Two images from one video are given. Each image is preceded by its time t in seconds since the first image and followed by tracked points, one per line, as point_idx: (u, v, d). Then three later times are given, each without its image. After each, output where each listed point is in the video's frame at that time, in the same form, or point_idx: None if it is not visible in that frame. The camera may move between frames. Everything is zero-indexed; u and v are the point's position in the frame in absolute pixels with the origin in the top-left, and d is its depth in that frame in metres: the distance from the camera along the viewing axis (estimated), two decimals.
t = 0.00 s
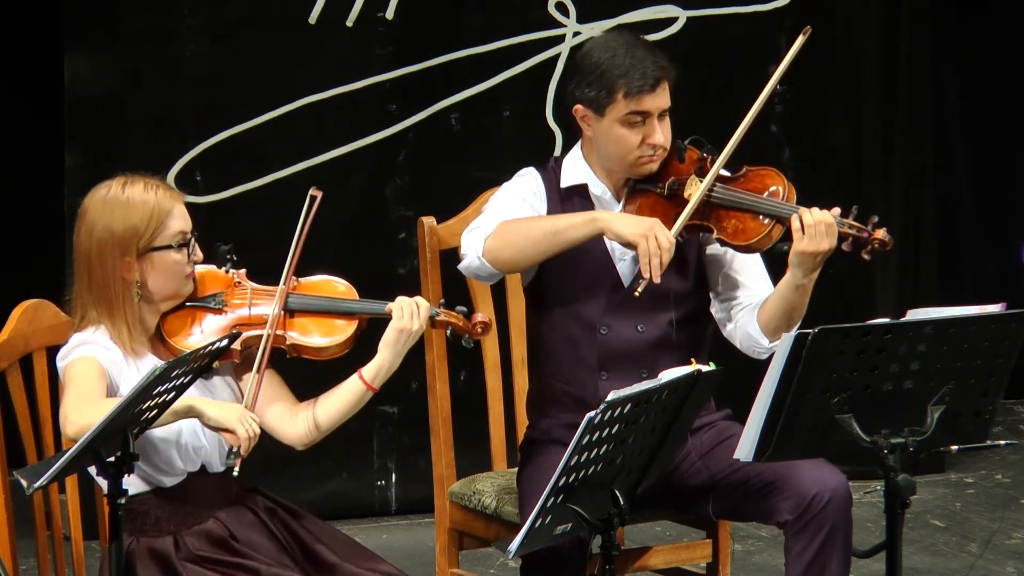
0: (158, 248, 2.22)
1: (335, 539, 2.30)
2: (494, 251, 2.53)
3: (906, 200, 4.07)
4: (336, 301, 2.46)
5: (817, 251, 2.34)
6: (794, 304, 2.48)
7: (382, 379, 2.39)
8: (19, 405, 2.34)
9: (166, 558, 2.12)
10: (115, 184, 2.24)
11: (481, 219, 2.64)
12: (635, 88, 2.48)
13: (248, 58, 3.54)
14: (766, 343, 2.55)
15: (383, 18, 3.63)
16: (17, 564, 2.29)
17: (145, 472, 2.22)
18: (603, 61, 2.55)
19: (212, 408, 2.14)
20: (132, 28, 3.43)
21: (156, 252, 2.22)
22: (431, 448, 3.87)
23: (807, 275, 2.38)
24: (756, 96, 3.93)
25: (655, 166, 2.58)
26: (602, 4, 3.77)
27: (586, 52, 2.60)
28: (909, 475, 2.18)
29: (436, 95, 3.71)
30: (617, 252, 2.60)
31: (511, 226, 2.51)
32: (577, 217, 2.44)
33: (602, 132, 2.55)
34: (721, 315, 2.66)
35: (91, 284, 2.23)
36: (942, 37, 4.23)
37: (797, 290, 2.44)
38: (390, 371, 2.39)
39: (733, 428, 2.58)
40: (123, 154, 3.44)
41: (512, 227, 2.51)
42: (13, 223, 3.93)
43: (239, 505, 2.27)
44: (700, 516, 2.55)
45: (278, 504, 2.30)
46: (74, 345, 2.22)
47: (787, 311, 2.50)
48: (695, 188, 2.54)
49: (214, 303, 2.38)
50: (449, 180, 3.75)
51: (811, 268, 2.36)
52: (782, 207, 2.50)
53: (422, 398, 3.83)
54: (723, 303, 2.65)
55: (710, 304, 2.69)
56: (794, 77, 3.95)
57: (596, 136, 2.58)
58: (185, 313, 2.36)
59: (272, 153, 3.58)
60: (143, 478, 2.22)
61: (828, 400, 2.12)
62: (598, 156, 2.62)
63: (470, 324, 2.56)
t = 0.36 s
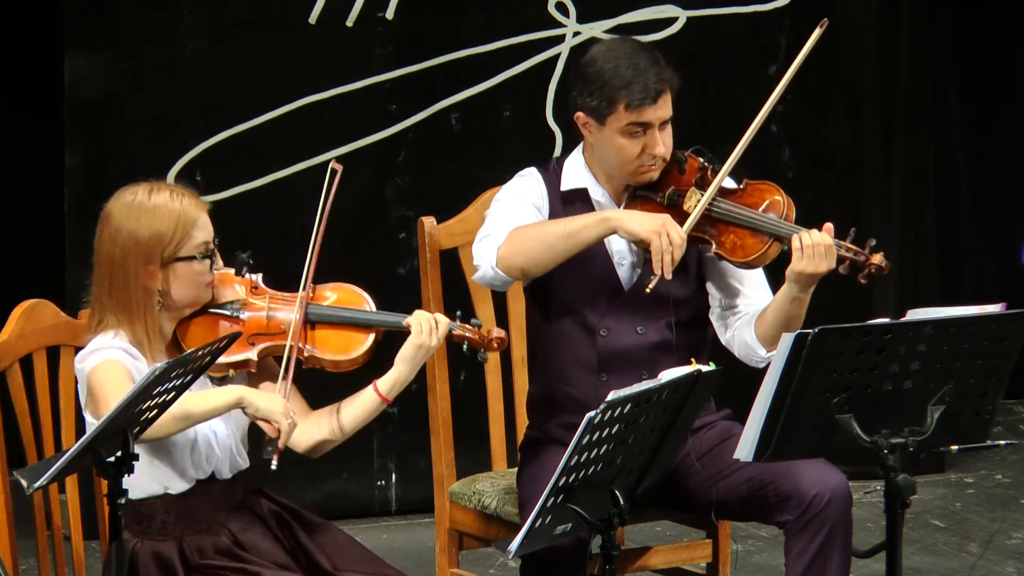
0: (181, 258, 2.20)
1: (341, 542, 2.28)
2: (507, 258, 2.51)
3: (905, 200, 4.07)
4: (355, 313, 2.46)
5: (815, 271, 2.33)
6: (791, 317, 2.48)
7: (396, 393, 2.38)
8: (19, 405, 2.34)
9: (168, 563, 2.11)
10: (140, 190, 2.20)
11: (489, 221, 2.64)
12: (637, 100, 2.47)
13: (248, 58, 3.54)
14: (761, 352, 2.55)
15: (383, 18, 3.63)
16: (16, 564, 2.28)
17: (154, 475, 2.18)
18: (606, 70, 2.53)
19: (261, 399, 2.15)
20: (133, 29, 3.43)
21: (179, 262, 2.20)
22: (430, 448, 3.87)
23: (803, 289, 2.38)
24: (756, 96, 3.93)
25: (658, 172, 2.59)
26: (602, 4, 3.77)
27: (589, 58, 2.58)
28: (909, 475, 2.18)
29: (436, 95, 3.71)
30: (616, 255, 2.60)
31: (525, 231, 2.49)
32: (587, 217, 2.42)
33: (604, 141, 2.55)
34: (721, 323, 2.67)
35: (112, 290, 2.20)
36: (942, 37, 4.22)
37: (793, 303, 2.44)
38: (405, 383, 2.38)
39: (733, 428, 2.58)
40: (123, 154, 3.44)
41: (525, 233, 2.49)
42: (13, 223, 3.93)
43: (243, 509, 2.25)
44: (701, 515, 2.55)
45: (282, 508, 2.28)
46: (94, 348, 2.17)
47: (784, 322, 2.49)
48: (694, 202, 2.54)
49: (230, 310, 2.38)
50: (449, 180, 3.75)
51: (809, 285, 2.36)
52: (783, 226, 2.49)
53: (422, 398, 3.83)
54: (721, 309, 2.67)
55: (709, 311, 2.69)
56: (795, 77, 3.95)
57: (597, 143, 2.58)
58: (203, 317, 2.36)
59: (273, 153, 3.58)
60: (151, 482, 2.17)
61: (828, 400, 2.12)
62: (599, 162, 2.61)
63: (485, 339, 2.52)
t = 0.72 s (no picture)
0: (199, 275, 2.19)
1: (345, 541, 2.27)
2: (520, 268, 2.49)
3: (905, 199, 4.07)
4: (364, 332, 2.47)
5: (811, 285, 2.32)
6: (787, 326, 2.50)
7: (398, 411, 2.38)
8: (19, 406, 2.34)
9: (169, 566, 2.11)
10: (162, 204, 2.20)
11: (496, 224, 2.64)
12: (634, 112, 2.46)
13: (248, 58, 3.54)
14: (759, 359, 2.58)
15: (383, 18, 3.63)
16: (17, 564, 2.28)
17: (159, 484, 2.18)
18: (604, 80, 2.53)
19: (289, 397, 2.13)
20: (133, 29, 3.43)
21: (196, 279, 2.19)
22: (430, 448, 3.87)
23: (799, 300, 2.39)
24: (756, 97, 3.93)
25: (655, 180, 2.60)
26: (602, 4, 3.77)
27: (588, 66, 2.57)
28: (909, 475, 2.18)
29: (436, 95, 3.71)
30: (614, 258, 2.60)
31: (535, 240, 2.47)
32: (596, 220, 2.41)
33: (602, 150, 2.55)
34: (718, 330, 2.67)
35: (129, 303, 2.18)
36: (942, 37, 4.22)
37: (790, 315, 2.47)
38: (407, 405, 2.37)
39: (733, 428, 2.59)
40: (123, 154, 3.44)
41: (536, 243, 2.47)
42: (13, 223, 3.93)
43: (242, 511, 2.23)
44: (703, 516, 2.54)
45: (281, 506, 2.26)
46: (109, 361, 2.17)
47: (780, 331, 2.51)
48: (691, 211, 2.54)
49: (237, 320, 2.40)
50: (449, 180, 3.75)
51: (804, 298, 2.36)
52: (780, 238, 2.47)
53: (422, 398, 3.83)
54: (723, 317, 2.65)
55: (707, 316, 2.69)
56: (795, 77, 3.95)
57: (594, 150, 2.58)
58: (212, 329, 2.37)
59: (272, 153, 3.58)
60: (155, 490, 2.18)
61: (828, 400, 2.12)
62: (597, 167, 2.62)
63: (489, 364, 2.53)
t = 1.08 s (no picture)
0: (194, 270, 2.19)
1: (344, 542, 2.27)
2: (508, 282, 2.50)
3: (905, 199, 4.07)
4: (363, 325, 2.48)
5: (804, 286, 2.32)
6: (783, 327, 2.49)
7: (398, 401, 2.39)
8: (18, 406, 2.34)
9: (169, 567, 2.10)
10: (155, 201, 2.20)
11: (488, 232, 2.64)
12: (627, 104, 2.47)
13: (248, 58, 3.54)
14: (757, 359, 2.57)
15: (383, 18, 3.63)
16: (17, 564, 2.28)
17: (161, 484, 2.17)
18: (596, 76, 2.54)
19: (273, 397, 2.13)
20: (133, 29, 3.43)
21: (192, 274, 2.19)
22: (430, 448, 3.87)
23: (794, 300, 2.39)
24: (756, 97, 3.93)
25: (650, 177, 2.58)
26: (602, 4, 3.77)
27: (580, 65, 2.59)
28: (909, 475, 2.18)
29: (437, 95, 3.71)
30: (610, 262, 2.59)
31: (523, 252, 2.47)
32: (583, 233, 2.42)
33: (596, 147, 2.55)
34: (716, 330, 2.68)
35: (125, 302, 2.18)
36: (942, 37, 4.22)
37: (786, 314, 2.46)
38: (407, 393, 2.38)
39: (732, 428, 2.58)
40: (123, 154, 3.44)
41: (524, 254, 2.47)
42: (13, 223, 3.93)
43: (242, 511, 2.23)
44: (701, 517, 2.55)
45: (281, 508, 2.26)
46: (108, 361, 2.17)
47: (775, 332, 2.50)
48: (685, 210, 2.54)
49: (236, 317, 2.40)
50: (449, 180, 3.75)
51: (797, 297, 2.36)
52: (774, 237, 2.48)
53: (422, 397, 3.83)
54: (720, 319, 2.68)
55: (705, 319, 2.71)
56: (795, 77, 3.95)
57: (589, 148, 2.58)
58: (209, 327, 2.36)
59: (272, 153, 3.58)
60: (156, 490, 2.17)
61: (828, 400, 2.12)
62: (593, 169, 2.61)
63: (491, 352, 2.57)
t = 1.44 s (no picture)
0: (191, 269, 2.19)
1: (343, 537, 2.27)
2: (470, 299, 2.52)
3: (904, 199, 4.07)
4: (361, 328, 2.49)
5: (790, 280, 2.32)
6: (772, 321, 2.49)
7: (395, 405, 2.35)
8: (19, 405, 2.34)
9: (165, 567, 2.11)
10: (154, 197, 2.20)
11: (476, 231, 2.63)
12: (614, 103, 2.47)
13: (248, 58, 3.54)
14: (750, 356, 2.56)
15: (383, 18, 3.63)
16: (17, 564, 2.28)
17: (157, 483, 2.17)
18: (583, 74, 2.54)
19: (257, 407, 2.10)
20: (133, 29, 3.43)
21: (188, 273, 2.19)
22: (430, 448, 3.87)
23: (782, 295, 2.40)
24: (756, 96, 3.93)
25: (637, 176, 2.57)
26: (602, 4, 3.77)
27: (568, 63, 2.59)
28: (909, 475, 2.18)
29: (437, 95, 3.71)
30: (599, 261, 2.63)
31: (488, 274, 2.48)
32: (543, 263, 2.40)
33: (584, 145, 2.55)
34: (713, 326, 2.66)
35: (121, 298, 2.18)
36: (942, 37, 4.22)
37: (774, 309, 2.46)
38: (405, 398, 2.34)
39: (731, 429, 2.59)
40: (123, 154, 3.44)
41: (489, 275, 2.48)
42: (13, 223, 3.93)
43: (239, 511, 2.22)
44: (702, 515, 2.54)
45: (281, 509, 2.25)
46: (100, 358, 2.16)
47: (767, 327, 2.50)
48: (674, 208, 2.55)
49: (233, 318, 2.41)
50: (449, 180, 3.75)
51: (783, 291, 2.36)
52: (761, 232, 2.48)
53: (422, 397, 3.83)
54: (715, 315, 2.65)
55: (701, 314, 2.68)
56: (795, 77, 3.95)
57: (578, 147, 2.58)
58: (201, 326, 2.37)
59: (272, 153, 3.58)
60: (152, 488, 2.17)
61: (828, 400, 2.12)
62: (583, 168, 2.61)
63: (490, 361, 2.59)
